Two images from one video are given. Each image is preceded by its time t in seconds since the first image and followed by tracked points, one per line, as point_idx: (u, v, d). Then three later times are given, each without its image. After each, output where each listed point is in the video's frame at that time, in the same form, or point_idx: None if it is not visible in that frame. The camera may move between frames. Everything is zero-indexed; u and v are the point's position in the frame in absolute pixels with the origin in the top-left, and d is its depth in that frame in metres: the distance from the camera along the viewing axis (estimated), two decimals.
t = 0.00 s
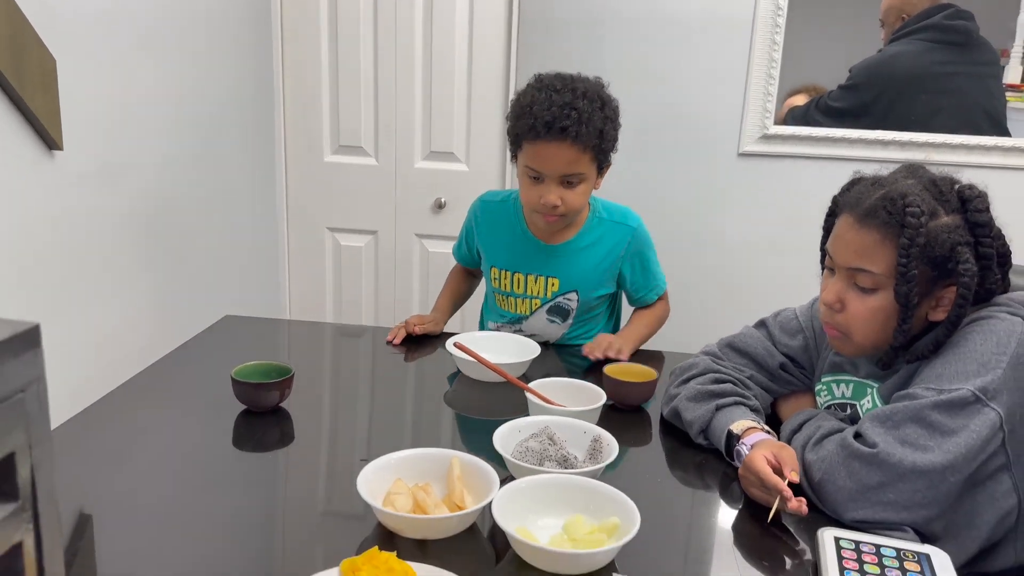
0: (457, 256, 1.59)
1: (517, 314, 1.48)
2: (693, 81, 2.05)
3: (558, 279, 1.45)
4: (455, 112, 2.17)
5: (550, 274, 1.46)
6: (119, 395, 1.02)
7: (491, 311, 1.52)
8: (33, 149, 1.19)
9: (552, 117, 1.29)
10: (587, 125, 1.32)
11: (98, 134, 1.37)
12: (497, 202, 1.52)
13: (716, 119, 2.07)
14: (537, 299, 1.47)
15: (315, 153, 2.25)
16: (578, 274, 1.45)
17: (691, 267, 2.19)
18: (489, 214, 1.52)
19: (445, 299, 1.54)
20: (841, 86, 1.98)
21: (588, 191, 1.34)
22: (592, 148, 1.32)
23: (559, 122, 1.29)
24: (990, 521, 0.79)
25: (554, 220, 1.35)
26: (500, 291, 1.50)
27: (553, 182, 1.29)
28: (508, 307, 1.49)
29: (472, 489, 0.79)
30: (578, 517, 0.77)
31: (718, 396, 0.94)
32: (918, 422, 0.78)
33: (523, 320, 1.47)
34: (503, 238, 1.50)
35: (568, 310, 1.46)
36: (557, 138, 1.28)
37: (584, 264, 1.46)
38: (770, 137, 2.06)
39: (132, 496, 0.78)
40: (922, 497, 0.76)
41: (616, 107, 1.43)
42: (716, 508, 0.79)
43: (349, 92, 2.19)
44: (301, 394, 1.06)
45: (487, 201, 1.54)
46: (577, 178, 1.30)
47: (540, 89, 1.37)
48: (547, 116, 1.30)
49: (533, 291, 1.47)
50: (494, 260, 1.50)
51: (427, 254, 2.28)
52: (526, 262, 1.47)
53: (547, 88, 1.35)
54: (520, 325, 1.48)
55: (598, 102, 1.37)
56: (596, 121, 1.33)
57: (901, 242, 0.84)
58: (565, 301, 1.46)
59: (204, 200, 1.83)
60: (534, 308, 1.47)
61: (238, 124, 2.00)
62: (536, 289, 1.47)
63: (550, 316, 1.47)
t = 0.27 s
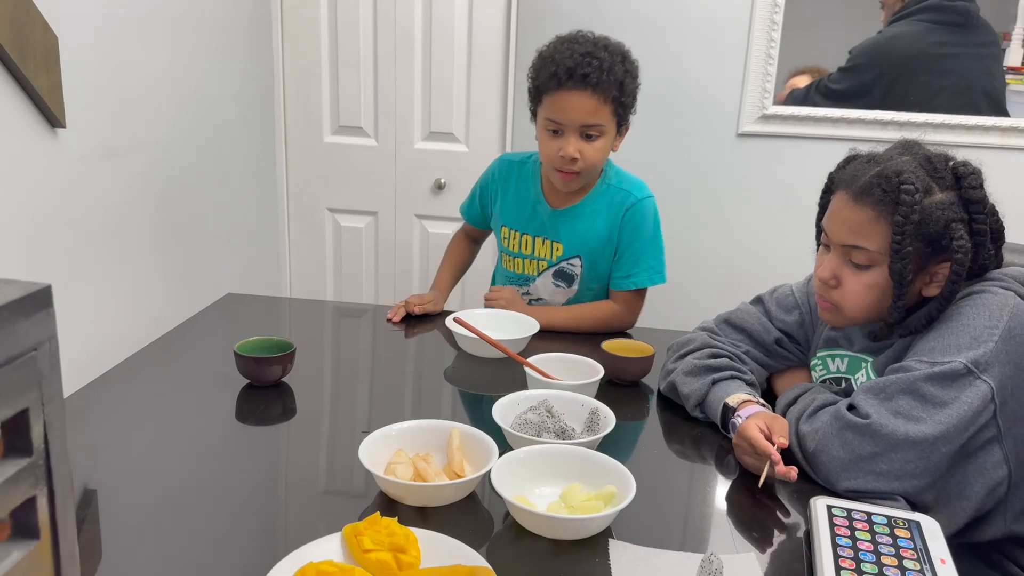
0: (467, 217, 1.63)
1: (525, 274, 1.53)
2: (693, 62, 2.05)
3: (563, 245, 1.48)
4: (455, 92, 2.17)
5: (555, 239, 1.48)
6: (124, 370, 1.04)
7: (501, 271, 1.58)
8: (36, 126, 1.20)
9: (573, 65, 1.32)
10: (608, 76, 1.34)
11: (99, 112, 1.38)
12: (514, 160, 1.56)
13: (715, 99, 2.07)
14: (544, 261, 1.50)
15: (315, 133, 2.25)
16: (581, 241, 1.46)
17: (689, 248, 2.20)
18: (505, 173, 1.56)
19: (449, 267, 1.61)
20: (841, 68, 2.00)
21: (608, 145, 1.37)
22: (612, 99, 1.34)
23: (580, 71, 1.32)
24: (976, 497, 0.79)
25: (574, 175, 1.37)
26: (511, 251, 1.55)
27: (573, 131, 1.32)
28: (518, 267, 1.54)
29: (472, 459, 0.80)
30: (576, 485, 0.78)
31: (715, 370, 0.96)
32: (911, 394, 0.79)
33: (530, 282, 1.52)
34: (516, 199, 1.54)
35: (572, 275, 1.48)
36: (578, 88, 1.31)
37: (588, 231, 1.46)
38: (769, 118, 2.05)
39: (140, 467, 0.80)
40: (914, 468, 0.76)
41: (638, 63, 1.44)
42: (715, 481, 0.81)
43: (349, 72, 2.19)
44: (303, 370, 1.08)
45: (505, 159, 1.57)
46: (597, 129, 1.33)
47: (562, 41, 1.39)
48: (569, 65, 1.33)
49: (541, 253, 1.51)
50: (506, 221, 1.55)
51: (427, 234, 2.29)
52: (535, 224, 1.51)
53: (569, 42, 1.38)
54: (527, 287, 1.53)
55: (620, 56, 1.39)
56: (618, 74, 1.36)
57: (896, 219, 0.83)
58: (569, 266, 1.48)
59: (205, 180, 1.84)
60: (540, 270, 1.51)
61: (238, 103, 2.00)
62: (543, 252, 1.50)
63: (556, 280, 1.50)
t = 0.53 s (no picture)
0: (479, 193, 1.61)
1: (534, 266, 1.53)
2: (693, 39, 2.04)
3: (576, 240, 1.47)
4: (455, 69, 2.16)
5: (569, 235, 1.47)
6: (127, 343, 1.05)
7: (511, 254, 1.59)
8: (36, 100, 1.21)
9: (606, 56, 1.29)
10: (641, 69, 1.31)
11: (100, 87, 1.38)
12: (535, 148, 1.52)
13: (715, 77, 2.06)
14: (554, 255, 1.50)
15: (314, 111, 2.25)
16: (596, 241, 1.45)
17: (688, 228, 2.21)
18: (524, 159, 1.53)
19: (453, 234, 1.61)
20: (841, 49, 1.99)
21: (637, 141, 1.34)
22: (644, 94, 1.31)
23: (613, 62, 1.29)
24: (971, 467, 0.80)
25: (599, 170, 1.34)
26: (523, 241, 1.54)
27: (602, 126, 1.29)
28: (527, 257, 1.54)
29: (471, 429, 0.82)
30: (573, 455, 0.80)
31: (711, 344, 0.97)
32: (904, 367, 0.80)
33: (539, 271, 1.53)
34: (534, 190, 1.51)
35: (582, 270, 1.49)
36: (609, 81, 1.28)
37: (604, 230, 1.45)
38: (768, 95, 2.05)
39: (146, 437, 0.81)
40: (906, 438, 0.78)
41: (672, 58, 1.41)
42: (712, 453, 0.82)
43: (348, 48, 2.18)
44: (305, 345, 1.09)
45: (527, 145, 1.54)
46: (626, 126, 1.30)
47: (595, 32, 1.36)
48: (601, 56, 1.30)
49: (552, 247, 1.50)
50: (522, 210, 1.53)
51: (427, 212, 2.29)
52: (550, 217, 1.49)
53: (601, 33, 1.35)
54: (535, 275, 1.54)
55: (654, 50, 1.36)
56: (650, 69, 1.33)
57: (892, 195, 0.83)
58: (579, 261, 1.48)
59: (205, 156, 1.84)
60: (550, 263, 1.51)
61: (237, 79, 2.00)
62: (554, 246, 1.50)
63: (565, 274, 1.50)
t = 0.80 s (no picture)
0: (490, 167, 1.60)
1: (543, 246, 1.55)
2: (696, 11, 2.02)
3: (586, 228, 1.47)
4: (455, 41, 2.14)
5: (580, 223, 1.47)
6: (130, 311, 1.06)
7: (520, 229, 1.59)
8: (36, 68, 1.20)
9: (631, 52, 1.25)
10: (665, 67, 1.27)
11: (101, 56, 1.37)
12: (551, 133, 1.50)
13: (717, 50, 2.04)
14: (563, 240, 1.51)
15: (314, 83, 2.23)
16: (607, 231, 1.46)
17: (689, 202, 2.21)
18: (539, 143, 1.51)
19: (459, 204, 1.61)
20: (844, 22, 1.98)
21: (654, 141, 1.31)
22: (666, 94, 1.28)
23: (638, 59, 1.24)
24: (967, 434, 0.81)
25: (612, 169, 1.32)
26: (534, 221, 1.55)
27: (621, 124, 1.26)
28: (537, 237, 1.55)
29: (472, 394, 0.83)
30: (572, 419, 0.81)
31: (711, 314, 0.97)
32: (903, 333, 0.80)
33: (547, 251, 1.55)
34: (548, 176, 1.50)
35: (590, 255, 1.51)
36: (632, 79, 1.25)
37: (615, 222, 1.45)
38: (770, 68, 2.03)
39: (151, 403, 0.82)
40: (903, 404, 0.78)
41: (696, 53, 1.37)
42: (708, 420, 0.83)
43: (347, 19, 2.15)
44: (306, 314, 1.10)
45: (542, 128, 1.51)
46: (645, 125, 1.27)
47: (620, 22, 1.31)
48: (626, 51, 1.25)
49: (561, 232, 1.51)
50: (534, 193, 1.53)
51: (428, 185, 2.29)
52: (562, 205, 1.49)
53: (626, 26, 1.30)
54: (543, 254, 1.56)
55: (679, 46, 1.32)
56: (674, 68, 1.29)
57: (895, 165, 0.83)
58: (588, 247, 1.50)
59: (205, 128, 1.83)
60: (559, 246, 1.53)
61: (235, 50, 1.98)
62: (564, 232, 1.50)
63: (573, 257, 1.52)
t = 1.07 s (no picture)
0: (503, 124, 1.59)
1: (547, 208, 1.53)
2: None
3: (591, 191, 1.46)
4: (454, 15, 2.11)
5: (585, 184, 1.46)
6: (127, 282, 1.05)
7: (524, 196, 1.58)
8: (30, 36, 1.19)
9: (599, 38, 1.19)
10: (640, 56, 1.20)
11: (97, 25, 1.36)
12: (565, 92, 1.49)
13: (719, 26, 2.02)
14: (567, 202, 1.50)
15: (311, 58, 2.21)
16: (611, 195, 1.45)
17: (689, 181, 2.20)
18: (553, 101, 1.50)
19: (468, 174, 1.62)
20: None
21: (622, 128, 1.28)
22: (635, 84, 1.21)
23: (603, 48, 1.19)
24: (967, 404, 0.81)
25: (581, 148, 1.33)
26: (541, 180, 1.54)
27: (584, 112, 1.25)
28: (542, 197, 1.54)
29: (471, 365, 0.82)
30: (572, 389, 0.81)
31: (711, 286, 0.97)
32: (904, 303, 0.80)
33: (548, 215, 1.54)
34: (558, 134, 1.49)
35: (591, 222, 1.49)
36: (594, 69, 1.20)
37: (620, 186, 1.43)
38: (772, 43, 2.01)
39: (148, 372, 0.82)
40: (903, 374, 0.78)
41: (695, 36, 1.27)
42: (707, 390, 0.83)
43: None
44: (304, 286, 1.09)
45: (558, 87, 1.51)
46: (609, 114, 1.24)
47: None
48: (596, 38, 1.20)
49: (567, 193, 1.50)
50: (544, 151, 1.53)
51: (427, 162, 2.27)
52: (570, 165, 1.48)
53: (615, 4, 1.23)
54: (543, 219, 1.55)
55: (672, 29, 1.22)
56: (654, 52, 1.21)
57: (900, 136, 0.81)
58: (590, 212, 1.48)
59: (203, 101, 1.81)
60: (562, 208, 1.51)
61: (231, 22, 1.95)
62: (569, 193, 1.49)
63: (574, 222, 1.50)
